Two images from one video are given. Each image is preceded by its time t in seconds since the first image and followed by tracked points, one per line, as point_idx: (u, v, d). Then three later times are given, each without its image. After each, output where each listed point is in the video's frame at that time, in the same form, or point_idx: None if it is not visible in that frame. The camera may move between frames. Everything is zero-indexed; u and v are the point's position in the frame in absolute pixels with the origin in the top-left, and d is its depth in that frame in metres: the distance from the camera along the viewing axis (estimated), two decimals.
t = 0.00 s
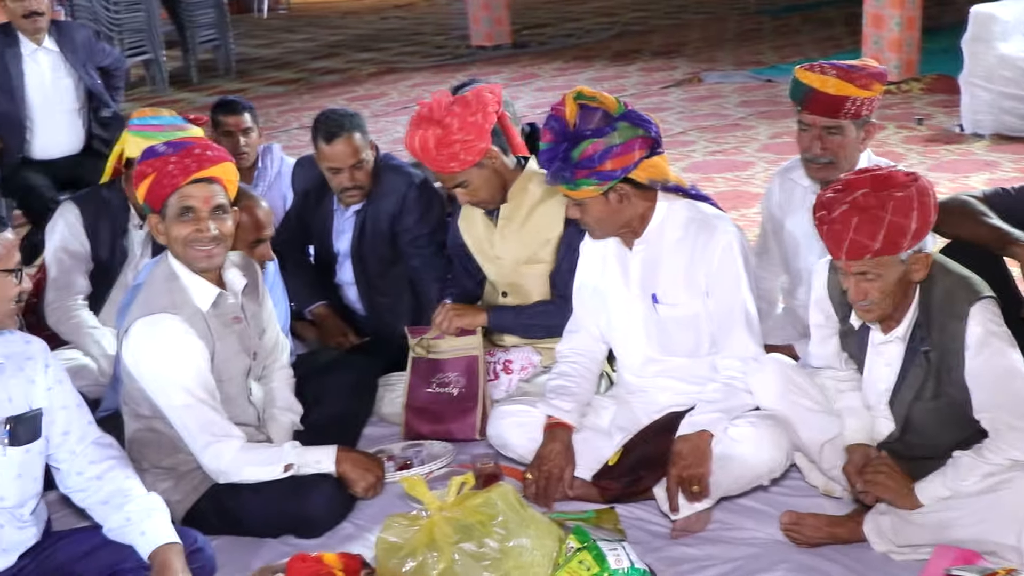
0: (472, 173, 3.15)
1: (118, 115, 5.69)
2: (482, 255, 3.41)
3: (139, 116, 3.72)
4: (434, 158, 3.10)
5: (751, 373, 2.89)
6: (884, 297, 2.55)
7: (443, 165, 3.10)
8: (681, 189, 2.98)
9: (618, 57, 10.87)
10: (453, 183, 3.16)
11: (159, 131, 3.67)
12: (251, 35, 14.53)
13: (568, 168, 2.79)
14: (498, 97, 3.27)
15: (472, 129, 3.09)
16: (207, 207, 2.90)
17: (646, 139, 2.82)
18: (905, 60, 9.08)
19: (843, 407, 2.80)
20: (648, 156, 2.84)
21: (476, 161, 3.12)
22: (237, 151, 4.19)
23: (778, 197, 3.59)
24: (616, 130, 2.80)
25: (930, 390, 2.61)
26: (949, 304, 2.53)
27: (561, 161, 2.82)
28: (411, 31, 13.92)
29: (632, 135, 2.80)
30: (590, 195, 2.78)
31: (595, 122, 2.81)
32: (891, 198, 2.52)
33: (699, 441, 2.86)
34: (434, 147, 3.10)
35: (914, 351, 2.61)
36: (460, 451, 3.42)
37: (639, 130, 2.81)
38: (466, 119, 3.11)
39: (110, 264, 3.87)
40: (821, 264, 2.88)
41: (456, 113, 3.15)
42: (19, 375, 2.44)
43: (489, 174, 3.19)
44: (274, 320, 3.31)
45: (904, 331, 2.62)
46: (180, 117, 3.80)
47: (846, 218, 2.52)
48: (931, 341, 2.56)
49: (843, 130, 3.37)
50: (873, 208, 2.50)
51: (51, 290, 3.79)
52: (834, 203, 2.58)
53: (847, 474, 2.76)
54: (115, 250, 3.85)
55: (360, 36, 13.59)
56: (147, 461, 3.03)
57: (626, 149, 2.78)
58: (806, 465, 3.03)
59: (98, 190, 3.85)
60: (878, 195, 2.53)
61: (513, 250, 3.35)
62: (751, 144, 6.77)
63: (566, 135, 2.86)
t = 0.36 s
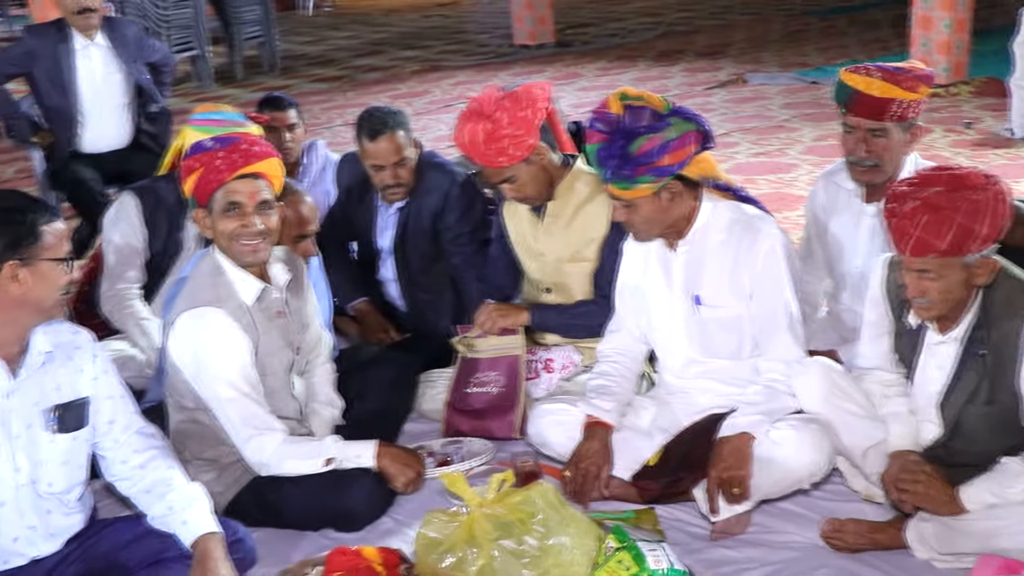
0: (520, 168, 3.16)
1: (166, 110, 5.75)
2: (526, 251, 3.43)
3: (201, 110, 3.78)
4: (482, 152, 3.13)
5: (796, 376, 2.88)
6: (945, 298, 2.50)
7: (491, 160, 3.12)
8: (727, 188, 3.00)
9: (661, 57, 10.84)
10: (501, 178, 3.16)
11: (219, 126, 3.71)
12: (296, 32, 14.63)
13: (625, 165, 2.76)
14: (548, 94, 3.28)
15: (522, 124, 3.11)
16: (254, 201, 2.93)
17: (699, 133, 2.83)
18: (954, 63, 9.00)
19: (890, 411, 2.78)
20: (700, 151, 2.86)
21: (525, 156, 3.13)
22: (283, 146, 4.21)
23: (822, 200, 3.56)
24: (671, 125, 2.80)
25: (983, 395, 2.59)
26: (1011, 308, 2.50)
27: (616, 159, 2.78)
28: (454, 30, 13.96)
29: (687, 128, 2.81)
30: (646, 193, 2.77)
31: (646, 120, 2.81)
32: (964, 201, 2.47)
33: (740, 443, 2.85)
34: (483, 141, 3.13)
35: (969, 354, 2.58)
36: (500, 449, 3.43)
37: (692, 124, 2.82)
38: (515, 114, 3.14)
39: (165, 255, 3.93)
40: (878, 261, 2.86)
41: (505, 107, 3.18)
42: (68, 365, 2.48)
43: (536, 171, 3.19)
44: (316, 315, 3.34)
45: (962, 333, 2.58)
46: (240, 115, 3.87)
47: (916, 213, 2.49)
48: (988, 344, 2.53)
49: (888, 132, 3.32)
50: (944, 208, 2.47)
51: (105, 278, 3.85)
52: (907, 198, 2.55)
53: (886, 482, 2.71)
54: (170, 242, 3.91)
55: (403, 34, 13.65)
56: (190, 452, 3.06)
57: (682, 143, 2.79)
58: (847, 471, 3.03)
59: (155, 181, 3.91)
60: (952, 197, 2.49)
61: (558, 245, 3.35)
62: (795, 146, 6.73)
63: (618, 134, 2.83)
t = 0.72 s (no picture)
0: (564, 164, 3.16)
1: (211, 102, 5.80)
2: (565, 250, 3.44)
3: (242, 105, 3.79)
4: (526, 147, 3.13)
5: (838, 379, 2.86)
6: (1002, 295, 2.47)
7: (534, 155, 3.12)
8: (773, 189, 2.97)
9: (702, 57, 10.80)
10: (544, 173, 3.16)
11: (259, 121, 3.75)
12: (337, 27, 14.71)
13: (677, 163, 2.75)
14: (594, 92, 3.29)
15: (568, 120, 3.12)
16: (297, 194, 2.95)
17: (748, 132, 2.82)
18: (1001, 67, 8.92)
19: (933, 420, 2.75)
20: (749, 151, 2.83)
21: (569, 152, 3.13)
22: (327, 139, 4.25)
23: (865, 204, 3.53)
24: (720, 124, 2.79)
25: None
26: None
27: (667, 157, 2.78)
28: (494, 27, 13.97)
29: (737, 128, 2.79)
30: (694, 192, 2.76)
31: (695, 119, 2.80)
32: None
33: (778, 445, 2.83)
34: (528, 136, 3.13)
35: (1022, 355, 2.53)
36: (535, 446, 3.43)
37: (741, 123, 2.81)
38: (561, 111, 3.15)
39: (206, 248, 3.96)
40: (939, 257, 2.80)
41: (550, 104, 3.18)
42: (110, 352, 2.48)
43: (579, 168, 3.20)
44: (357, 309, 3.36)
45: (1017, 334, 2.54)
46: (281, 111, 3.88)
47: (987, 205, 2.48)
48: None
49: (932, 135, 3.29)
50: (1016, 203, 2.45)
51: (147, 270, 3.91)
52: (984, 188, 2.54)
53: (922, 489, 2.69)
54: (211, 235, 3.94)
55: (444, 31, 13.68)
56: (228, 442, 3.09)
57: (732, 143, 2.77)
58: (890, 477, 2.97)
59: (197, 175, 3.93)
60: None
61: (597, 246, 3.36)
62: (837, 148, 6.68)
63: (666, 134, 2.82)
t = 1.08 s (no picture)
0: (606, 161, 3.16)
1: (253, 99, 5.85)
2: (606, 248, 3.43)
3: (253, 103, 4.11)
4: (569, 143, 3.13)
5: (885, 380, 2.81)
6: None
7: (576, 151, 3.12)
8: (822, 190, 2.93)
9: (742, 56, 10.76)
10: (586, 170, 3.17)
11: (271, 115, 4.07)
12: (376, 24, 14.77)
13: (727, 160, 2.74)
14: (640, 90, 3.31)
15: (612, 117, 3.12)
16: (341, 192, 2.96)
17: (798, 130, 2.80)
18: None
19: (982, 421, 2.73)
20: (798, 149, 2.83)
21: (612, 149, 3.13)
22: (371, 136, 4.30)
23: (909, 203, 3.49)
24: (771, 121, 2.78)
25: None
26: None
27: (717, 154, 2.76)
28: (531, 25, 13.98)
29: (787, 126, 2.78)
30: (744, 190, 2.75)
31: (745, 117, 2.79)
32: None
33: (820, 446, 2.82)
34: (571, 132, 3.13)
35: None
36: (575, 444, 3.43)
37: (791, 121, 2.80)
38: (606, 107, 3.15)
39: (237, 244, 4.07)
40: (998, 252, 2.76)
41: (595, 100, 3.18)
42: (156, 346, 2.51)
43: (622, 165, 3.19)
44: (398, 304, 3.37)
45: None
46: (291, 103, 4.20)
47: None
48: None
49: (978, 135, 3.25)
50: None
51: (182, 268, 4.01)
52: None
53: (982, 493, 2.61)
54: (241, 231, 4.06)
55: (482, 29, 13.71)
56: (270, 435, 3.11)
57: (783, 140, 2.76)
58: (932, 478, 2.98)
59: (221, 172, 4.05)
60: None
61: (637, 245, 3.35)
62: (879, 148, 6.63)
63: (717, 132, 2.81)
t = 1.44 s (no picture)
0: (638, 161, 3.15)
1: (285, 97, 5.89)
2: (639, 247, 3.43)
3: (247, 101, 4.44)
4: (600, 143, 3.13)
5: (922, 381, 2.79)
6: None
7: (607, 151, 3.13)
8: (858, 189, 2.92)
9: (775, 55, 10.70)
10: (618, 170, 3.17)
11: (261, 109, 4.37)
12: (408, 23, 14.79)
13: (771, 155, 2.73)
14: (672, 89, 3.27)
15: (644, 117, 3.11)
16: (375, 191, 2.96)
17: (841, 127, 2.80)
18: None
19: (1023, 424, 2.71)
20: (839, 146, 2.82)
21: (643, 149, 3.13)
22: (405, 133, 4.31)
23: (946, 204, 3.49)
24: (814, 118, 2.77)
25: None
26: None
27: (760, 149, 2.75)
28: (561, 24, 13.97)
29: (830, 121, 2.77)
30: (788, 186, 2.74)
31: (787, 114, 2.79)
32: None
33: (856, 446, 2.79)
34: (602, 133, 3.13)
35: None
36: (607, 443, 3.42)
37: (834, 118, 2.79)
38: (638, 107, 3.13)
39: (257, 240, 4.16)
40: None
41: (627, 99, 3.17)
42: (193, 342, 2.53)
43: (655, 164, 3.18)
44: (431, 302, 3.38)
45: None
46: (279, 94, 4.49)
47: None
48: None
49: (1017, 132, 3.20)
50: None
51: (211, 264, 4.03)
52: None
53: None
54: (260, 225, 4.16)
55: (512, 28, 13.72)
56: (303, 431, 3.13)
57: (827, 136, 2.74)
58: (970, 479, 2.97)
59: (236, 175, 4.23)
60: None
61: (670, 244, 3.35)
62: (914, 148, 6.57)
63: (760, 128, 2.79)
